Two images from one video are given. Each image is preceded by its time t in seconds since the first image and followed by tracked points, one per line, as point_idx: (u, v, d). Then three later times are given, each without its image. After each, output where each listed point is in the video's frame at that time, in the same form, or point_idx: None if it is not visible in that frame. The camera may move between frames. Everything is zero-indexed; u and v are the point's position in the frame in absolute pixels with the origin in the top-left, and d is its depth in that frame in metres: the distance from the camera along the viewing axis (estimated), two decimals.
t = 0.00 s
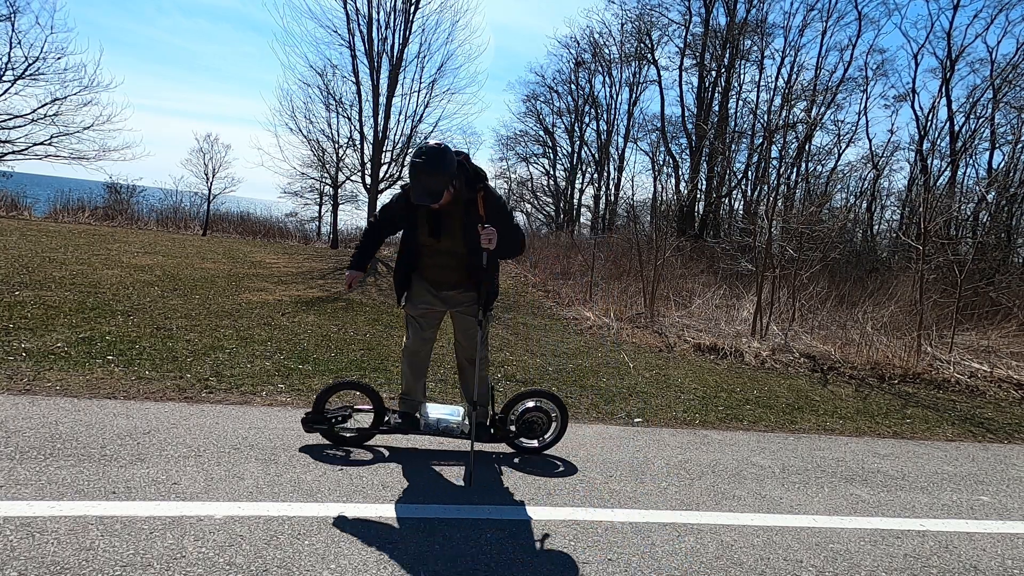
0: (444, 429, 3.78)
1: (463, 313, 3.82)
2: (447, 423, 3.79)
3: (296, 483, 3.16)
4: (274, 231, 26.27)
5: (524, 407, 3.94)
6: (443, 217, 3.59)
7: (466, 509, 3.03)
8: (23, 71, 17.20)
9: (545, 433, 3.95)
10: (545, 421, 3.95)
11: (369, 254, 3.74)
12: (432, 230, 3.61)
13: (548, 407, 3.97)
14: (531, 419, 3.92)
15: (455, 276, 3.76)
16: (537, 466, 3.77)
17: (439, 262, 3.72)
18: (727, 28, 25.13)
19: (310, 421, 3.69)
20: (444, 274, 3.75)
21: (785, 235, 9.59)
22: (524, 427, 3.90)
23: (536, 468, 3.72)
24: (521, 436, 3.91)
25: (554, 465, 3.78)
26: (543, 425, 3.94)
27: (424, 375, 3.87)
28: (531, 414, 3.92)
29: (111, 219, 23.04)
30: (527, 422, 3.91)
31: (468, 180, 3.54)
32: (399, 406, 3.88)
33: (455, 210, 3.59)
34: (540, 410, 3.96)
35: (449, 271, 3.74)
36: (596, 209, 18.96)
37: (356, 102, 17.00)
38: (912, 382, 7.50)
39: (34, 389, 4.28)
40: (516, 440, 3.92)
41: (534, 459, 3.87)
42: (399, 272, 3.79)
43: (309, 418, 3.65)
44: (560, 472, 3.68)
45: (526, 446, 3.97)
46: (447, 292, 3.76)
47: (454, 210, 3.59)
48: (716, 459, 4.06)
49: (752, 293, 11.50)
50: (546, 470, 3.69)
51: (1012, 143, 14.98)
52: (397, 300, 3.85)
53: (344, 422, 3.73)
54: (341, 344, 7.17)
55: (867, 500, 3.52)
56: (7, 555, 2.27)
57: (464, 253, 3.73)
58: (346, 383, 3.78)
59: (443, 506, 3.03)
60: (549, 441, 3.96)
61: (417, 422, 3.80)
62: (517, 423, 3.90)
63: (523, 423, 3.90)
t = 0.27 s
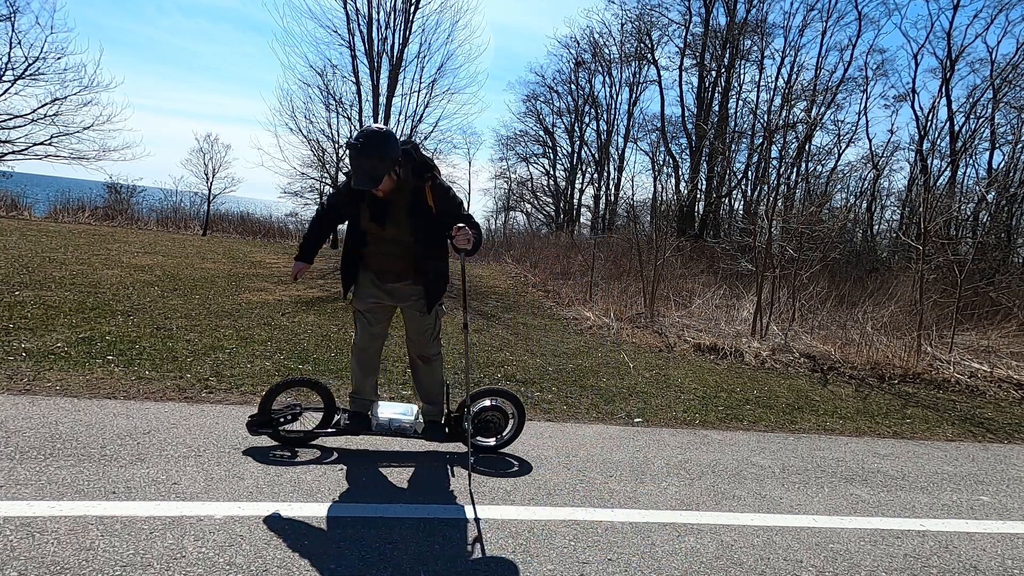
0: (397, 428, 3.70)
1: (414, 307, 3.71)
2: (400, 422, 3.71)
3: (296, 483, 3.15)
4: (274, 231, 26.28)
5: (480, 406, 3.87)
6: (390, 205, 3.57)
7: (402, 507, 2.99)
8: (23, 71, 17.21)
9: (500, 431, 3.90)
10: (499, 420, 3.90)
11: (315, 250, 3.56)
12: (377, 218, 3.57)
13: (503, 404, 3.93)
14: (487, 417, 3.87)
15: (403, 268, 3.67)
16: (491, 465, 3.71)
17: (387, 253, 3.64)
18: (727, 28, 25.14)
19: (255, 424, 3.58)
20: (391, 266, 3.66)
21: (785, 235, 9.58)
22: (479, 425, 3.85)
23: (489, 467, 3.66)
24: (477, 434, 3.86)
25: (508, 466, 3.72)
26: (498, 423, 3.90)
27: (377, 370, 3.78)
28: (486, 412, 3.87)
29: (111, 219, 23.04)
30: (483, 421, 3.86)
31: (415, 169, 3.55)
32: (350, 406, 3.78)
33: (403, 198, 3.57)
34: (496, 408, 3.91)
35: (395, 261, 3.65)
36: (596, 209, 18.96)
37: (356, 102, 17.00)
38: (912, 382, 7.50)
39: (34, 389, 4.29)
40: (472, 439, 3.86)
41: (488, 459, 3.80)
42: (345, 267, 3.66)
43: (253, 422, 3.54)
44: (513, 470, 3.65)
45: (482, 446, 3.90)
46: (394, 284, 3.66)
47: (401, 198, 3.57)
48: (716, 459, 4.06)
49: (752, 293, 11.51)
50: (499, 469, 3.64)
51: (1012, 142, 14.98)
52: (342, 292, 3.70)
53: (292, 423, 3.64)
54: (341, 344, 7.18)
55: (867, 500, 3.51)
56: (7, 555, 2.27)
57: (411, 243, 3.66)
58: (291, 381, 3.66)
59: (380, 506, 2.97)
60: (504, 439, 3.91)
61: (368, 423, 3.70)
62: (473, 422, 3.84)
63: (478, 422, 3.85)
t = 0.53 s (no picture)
0: (333, 429, 3.57)
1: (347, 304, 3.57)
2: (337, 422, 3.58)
3: (294, 483, 3.15)
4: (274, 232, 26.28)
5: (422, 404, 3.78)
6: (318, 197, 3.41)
7: (318, 505, 2.92)
8: (23, 71, 17.21)
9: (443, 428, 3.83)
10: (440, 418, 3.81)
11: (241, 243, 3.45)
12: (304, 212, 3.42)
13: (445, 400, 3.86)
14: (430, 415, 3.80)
15: (334, 262, 3.51)
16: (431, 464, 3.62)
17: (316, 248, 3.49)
18: (727, 28, 25.15)
19: (182, 426, 3.42)
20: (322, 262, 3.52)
21: (785, 235, 9.59)
22: (421, 424, 3.77)
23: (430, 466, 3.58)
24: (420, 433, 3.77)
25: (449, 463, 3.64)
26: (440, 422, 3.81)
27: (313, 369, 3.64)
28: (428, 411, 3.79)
29: (111, 219, 23.04)
30: (425, 419, 3.78)
31: (342, 159, 3.37)
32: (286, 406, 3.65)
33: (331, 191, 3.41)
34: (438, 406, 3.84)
35: (324, 256, 3.50)
36: (596, 209, 18.97)
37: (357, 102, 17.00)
38: (912, 382, 7.50)
39: (34, 389, 4.28)
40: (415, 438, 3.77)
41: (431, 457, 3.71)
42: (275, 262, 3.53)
43: (180, 424, 3.38)
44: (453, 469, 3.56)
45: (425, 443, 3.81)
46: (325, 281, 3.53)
47: (326, 189, 3.41)
48: (716, 459, 4.06)
49: (752, 293, 11.51)
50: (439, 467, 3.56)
51: (1012, 143, 14.98)
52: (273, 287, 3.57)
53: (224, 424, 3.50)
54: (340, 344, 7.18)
55: (867, 500, 3.51)
56: (7, 555, 2.27)
57: (340, 237, 3.51)
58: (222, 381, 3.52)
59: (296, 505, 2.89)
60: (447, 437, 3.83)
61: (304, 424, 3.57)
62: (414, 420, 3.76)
63: (420, 421, 3.77)
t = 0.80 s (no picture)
0: (251, 432, 3.44)
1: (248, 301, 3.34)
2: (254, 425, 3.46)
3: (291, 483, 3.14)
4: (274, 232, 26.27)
5: (348, 404, 3.64)
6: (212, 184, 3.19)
7: (226, 504, 2.85)
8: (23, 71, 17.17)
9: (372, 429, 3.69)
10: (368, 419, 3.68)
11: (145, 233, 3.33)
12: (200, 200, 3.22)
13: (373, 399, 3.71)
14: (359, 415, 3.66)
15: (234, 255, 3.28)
16: (356, 465, 3.50)
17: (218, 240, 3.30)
18: (727, 28, 25.15)
19: (82, 431, 3.19)
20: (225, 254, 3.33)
21: (785, 235, 9.58)
22: (347, 424, 3.63)
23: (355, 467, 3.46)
24: (347, 434, 3.64)
25: (375, 464, 3.54)
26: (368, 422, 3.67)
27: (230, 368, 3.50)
28: (356, 411, 3.64)
29: (111, 219, 23.03)
30: (352, 419, 3.64)
31: (236, 143, 3.13)
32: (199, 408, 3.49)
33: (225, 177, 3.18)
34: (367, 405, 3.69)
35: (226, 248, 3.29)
36: (596, 209, 18.96)
37: (356, 102, 17.00)
38: (912, 382, 7.50)
39: (34, 389, 4.29)
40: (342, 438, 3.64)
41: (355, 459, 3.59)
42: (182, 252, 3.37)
43: (80, 428, 3.16)
44: (376, 471, 3.43)
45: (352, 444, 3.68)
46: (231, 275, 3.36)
47: (220, 176, 3.18)
48: (716, 459, 4.06)
49: (752, 293, 11.51)
50: (365, 468, 3.46)
51: (1012, 143, 14.98)
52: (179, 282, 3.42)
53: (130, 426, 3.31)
54: (341, 344, 7.19)
55: (867, 500, 3.51)
56: (7, 555, 2.27)
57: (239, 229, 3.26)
58: (129, 382, 3.35)
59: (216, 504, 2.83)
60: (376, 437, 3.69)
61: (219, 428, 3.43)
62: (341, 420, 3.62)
63: (347, 421, 3.63)
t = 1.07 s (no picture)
0: (146, 437, 3.26)
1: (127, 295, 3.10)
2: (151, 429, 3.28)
3: (292, 483, 3.15)
4: (274, 232, 26.26)
5: (259, 404, 3.50)
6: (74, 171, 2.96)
7: (103, 504, 2.75)
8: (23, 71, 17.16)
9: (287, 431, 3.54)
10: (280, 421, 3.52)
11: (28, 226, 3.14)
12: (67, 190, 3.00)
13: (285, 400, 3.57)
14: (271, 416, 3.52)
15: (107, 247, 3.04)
16: (263, 468, 3.34)
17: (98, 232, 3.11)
18: (727, 28, 25.16)
19: None
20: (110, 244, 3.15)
21: (785, 235, 9.58)
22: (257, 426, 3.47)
23: (262, 470, 3.30)
24: (257, 436, 3.47)
25: (284, 466, 3.38)
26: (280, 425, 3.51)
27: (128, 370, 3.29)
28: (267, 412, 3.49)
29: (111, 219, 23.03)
30: (263, 421, 3.48)
31: (98, 123, 2.92)
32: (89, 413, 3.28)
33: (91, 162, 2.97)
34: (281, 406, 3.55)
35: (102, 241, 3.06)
36: (596, 209, 18.97)
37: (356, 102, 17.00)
38: (913, 382, 7.49)
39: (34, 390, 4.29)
40: (253, 440, 3.48)
41: (265, 462, 3.42)
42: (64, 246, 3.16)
43: None
44: (288, 473, 3.29)
45: (261, 447, 3.51)
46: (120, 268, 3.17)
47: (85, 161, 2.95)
48: (715, 459, 4.06)
49: (752, 293, 11.52)
50: (273, 470, 3.31)
51: (1012, 143, 14.97)
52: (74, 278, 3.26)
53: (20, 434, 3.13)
54: (341, 344, 7.19)
55: (867, 500, 3.52)
56: (7, 555, 2.28)
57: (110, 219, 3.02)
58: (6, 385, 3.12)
59: (132, 503, 2.77)
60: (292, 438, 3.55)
61: (111, 434, 3.22)
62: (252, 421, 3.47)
63: (258, 422, 3.47)
